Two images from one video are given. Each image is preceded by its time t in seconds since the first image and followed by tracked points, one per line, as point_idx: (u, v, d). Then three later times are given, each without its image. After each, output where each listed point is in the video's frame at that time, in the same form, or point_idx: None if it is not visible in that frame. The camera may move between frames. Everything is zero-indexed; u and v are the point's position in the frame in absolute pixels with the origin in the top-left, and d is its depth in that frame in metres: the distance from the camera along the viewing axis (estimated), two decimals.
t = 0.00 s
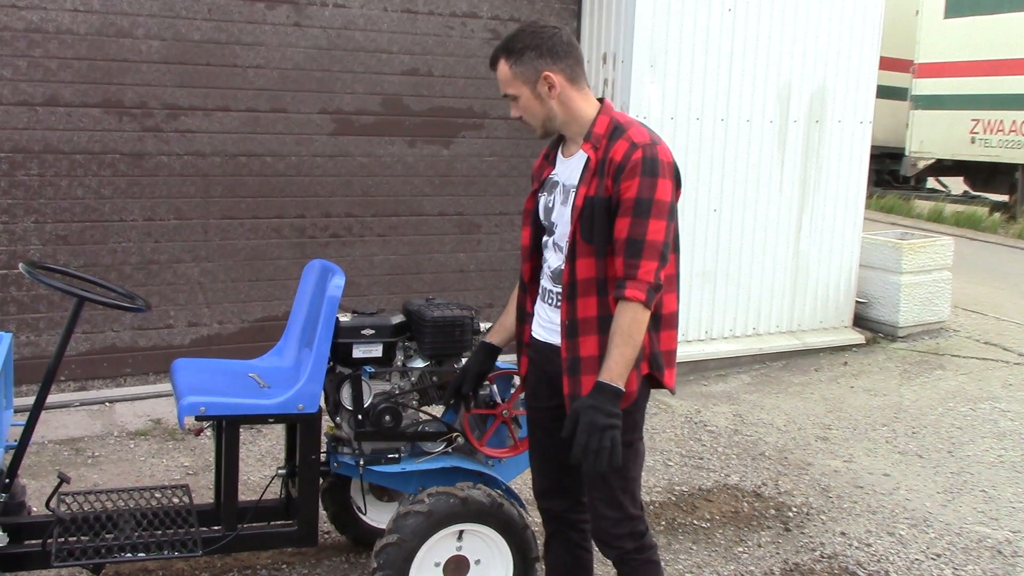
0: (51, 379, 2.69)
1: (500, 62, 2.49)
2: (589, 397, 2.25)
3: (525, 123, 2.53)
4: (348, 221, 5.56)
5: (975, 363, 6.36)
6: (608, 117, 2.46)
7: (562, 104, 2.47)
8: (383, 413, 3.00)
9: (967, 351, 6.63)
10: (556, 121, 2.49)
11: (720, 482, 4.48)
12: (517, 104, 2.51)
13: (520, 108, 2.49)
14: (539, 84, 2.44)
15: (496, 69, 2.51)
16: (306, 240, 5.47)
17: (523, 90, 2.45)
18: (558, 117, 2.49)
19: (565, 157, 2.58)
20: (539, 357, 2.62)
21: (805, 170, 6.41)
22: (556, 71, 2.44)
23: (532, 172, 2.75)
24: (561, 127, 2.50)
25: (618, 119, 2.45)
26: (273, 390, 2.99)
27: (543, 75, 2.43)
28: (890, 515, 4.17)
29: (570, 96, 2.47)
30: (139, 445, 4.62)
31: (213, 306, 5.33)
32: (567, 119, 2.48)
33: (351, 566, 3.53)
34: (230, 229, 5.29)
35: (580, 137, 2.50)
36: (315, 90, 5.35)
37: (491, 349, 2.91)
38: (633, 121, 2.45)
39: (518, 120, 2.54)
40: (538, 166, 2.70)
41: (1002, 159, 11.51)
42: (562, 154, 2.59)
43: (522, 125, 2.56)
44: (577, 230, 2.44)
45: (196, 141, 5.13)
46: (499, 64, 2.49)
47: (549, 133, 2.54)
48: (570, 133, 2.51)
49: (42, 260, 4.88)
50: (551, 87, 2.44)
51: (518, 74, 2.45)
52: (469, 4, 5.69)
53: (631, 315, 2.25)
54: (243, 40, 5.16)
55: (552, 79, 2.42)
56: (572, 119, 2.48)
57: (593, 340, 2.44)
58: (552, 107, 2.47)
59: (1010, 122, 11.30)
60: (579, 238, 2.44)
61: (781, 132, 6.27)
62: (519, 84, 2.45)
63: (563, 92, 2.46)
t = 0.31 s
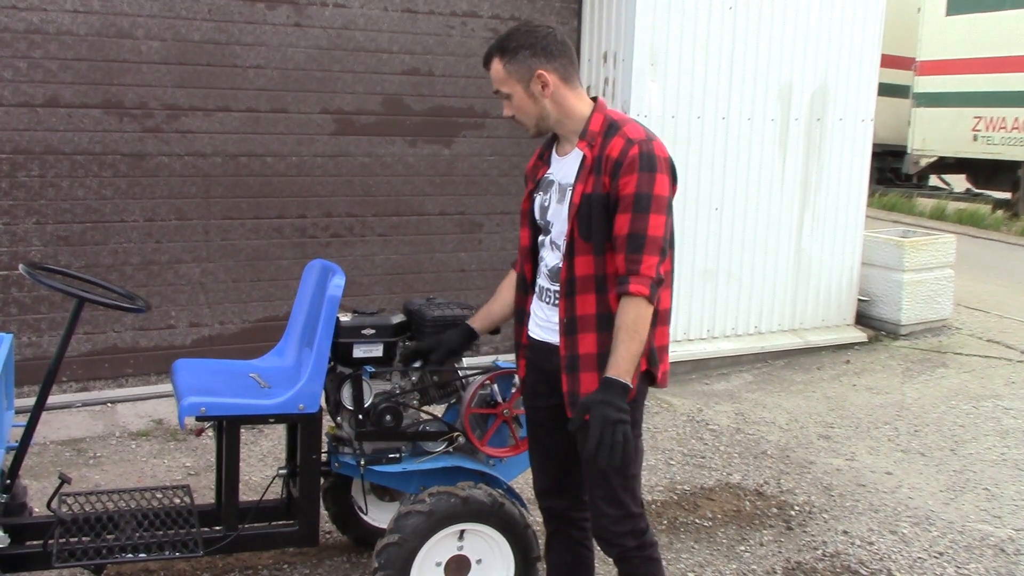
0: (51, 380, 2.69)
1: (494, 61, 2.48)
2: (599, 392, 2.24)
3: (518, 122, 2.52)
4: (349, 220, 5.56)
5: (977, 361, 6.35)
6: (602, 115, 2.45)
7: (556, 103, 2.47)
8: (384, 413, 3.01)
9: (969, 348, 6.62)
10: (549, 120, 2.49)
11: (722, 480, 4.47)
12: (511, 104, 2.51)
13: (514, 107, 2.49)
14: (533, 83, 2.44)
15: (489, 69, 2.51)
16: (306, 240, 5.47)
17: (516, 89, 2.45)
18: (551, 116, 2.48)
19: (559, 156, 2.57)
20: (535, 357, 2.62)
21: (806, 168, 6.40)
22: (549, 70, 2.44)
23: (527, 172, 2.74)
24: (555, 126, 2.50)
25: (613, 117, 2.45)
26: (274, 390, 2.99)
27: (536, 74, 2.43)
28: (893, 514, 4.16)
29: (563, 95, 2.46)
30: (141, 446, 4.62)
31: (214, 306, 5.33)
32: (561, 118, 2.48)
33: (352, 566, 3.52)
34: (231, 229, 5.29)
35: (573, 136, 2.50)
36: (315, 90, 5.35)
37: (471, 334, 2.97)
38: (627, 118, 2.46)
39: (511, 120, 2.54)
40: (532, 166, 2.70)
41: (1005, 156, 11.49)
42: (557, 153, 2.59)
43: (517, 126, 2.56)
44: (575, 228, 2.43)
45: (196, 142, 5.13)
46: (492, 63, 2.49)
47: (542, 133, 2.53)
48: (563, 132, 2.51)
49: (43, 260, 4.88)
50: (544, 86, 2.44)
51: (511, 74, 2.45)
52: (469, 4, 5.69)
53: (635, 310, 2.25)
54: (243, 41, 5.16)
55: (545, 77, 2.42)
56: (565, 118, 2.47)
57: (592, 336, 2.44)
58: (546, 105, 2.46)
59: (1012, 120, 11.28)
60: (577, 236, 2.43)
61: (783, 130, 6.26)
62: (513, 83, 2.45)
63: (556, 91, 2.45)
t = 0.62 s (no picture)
0: (53, 379, 2.69)
1: (510, 46, 2.44)
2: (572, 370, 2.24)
3: (525, 110, 2.46)
4: (350, 219, 5.56)
5: (979, 360, 6.34)
6: (604, 113, 2.46)
7: (569, 93, 2.47)
8: (385, 413, 3.01)
9: (971, 348, 6.61)
10: (560, 110, 2.47)
11: (723, 480, 4.47)
12: (521, 91, 2.45)
13: (527, 93, 2.43)
14: (553, 67, 2.43)
15: (502, 55, 2.45)
16: (308, 239, 5.47)
17: (537, 72, 2.42)
18: (562, 106, 2.47)
19: (560, 155, 2.57)
20: (536, 357, 2.62)
21: (808, 167, 6.40)
22: (570, 57, 2.46)
23: (527, 172, 2.74)
24: (562, 118, 2.48)
25: (614, 115, 2.45)
26: (275, 389, 2.99)
27: (558, 58, 2.44)
28: (895, 513, 4.16)
29: (575, 87, 2.48)
30: (142, 445, 4.62)
31: (215, 305, 5.33)
32: (570, 110, 2.47)
33: (354, 565, 3.52)
34: (233, 228, 5.29)
35: (576, 132, 2.50)
36: (316, 89, 5.35)
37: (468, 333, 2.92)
38: (628, 115, 2.46)
39: (517, 109, 2.46)
40: (532, 166, 2.70)
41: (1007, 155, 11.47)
42: (557, 153, 2.58)
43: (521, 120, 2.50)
44: (577, 225, 2.44)
45: (198, 141, 5.13)
46: (507, 49, 2.44)
47: (544, 128, 2.50)
48: (565, 127, 2.50)
49: (44, 259, 4.88)
50: (563, 72, 2.45)
51: (532, 56, 2.42)
52: (471, 3, 5.68)
53: (627, 303, 2.25)
54: (244, 39, 5.15)
55: (568, 62, 2.43)
56: (574, 110, 2.47)
57: (593, 333, 2.44)
58: (561, 93, 2.46)
59: (1014, 118, 11.27)
60: (579, 233, 2.43)
61: (785, 129, 6.25)
62: (536, 64, 2.42)
63: (571, 80, 2.47)
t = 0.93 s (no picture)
0: (56, 378, 2.70)
1: (542, 31, 2.41)
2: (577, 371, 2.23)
3: (553, 96, 2.41)
4: (353, 219, 5.56)
5: (983, 360, 6.33)
6: (609, 112, 2.46)
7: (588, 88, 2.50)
8: (388, 413, 3.01)
9: (975, 347, 6.59)
10: (582, 102, 2.47)
11: (727, 480, 4.46)
12: (550, 76, 2.41)
13: (558, 78, 2.41)
14: (580, 58, 2.46)
15: (533, 39, 2.41)
16: (311, 239, 5.48)
17: (569, 58, 2.42)
18: (583, 99, 2.47)
19: (562, 155, 2.57)
20: (537, 357, 2.62)
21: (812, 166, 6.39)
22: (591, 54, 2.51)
23: (528, 172, 2.74)
24: (579, 112, 2.47)
25: (619, 115, 2.45)
26: (278, 389, 2.99)
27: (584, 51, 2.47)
28: (898, 513, 4.15)
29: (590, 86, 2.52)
30: (146, 445, 4.63)
31: (219, 305, 5.34)
32: (588, 105, 2.48)
33: (357, 565, 3.53)
34: (236, 228, 5.29)
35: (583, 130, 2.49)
36: (319, 89, 5.35)
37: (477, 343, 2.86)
38: (632, 116, 2.46)
39: (543, 94, 2.41)
40: (534, 166, 2.69)
41: (1012, 155, 11.44)
42: (559, 153, 2.58)
43: (540, 109, 2.44)
44: (580, 224, 2.44)
45: (202, 141, 5.14)
46: (539, 33, 2.41)
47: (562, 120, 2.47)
48: (576, 123, 2.49)
49: (48, 259, 4.89)
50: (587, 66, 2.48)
51: (566, 42, 2.42)
52: (474, 2, 5.68)
53: (629, 303, 2.25)
54: (248, 39, 5.16)
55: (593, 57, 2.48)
56: (590, 106, 2.48)
57: (594, 332, 2.43)
58: (583, 86, 2.47)
59: (1019, 117, 11.25)
60: (581, 233, 2.43)
61: (789, 128, 6.25)
62: (568, 51, 2.42)
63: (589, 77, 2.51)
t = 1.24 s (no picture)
0: (57, 382, 2.70)
1: (554, 24, 2.44)
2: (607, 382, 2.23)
3: (560, 88, 2.42)
4: (353, 220, 5.57)
5: (985, 356, 6.32)
6: (610, 111, 2.46)
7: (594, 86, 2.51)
8: (389, 413, 3.01)
9: (977, 343, 6.59)
10: (588, 98, 2.47)
11: (729, 478, 4.46)
12: (559, 68, 2.42)
13: (567, 70, 2.41)
14: (589, 55, 2.47)
15: (545, 30, 2.43)
16: (311, 240, 5.48)
17: (579, 53, 2.43)
18: (590, 95, 2.47)
19: (562, 153, 2.56)
20: (536, 356, 2.62)
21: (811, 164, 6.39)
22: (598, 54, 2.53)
23: (526, 170, 2.74)
24: (584, 108, 2.47)
25: (619, 114, 2.45)
26: (279, 391, 3.00)
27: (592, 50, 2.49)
28: (901, 509, 4.15)
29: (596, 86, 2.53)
30: (148, 447, 4.64)
31: (220, 307, 5.34)
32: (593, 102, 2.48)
33: (360, 565, 3.53)
34: (236, 230, 5.30)
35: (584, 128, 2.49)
36: (318, 90, 5.35)
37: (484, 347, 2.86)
38: (631, 115, 2.46)
39: (551, 85, 2.41)
40: (533, 164, 2.69)
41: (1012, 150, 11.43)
42: (559, 151, 2.58)
43: (546, 100, 2.44)
44: (581, 223, 2.43)
45: (201, 143, 5.15)
46: (550, 25, 2.44)
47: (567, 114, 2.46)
48: (580, 120, 2.48)
49: (49, 263, 4.90)
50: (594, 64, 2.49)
51: (577, 37, 2.44)
52: (472, 2, 5.69)
53: (643, 306, 2.25)
54: (247, 41, 5.16)
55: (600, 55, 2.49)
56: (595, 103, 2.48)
57: (594, 331, 2.43)
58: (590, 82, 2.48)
59: (1019, 113, 11.24)
60: (583, 231, 2.43)
61: (788, 126, 6.24)
62: (578, 46, 2.44)
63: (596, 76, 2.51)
